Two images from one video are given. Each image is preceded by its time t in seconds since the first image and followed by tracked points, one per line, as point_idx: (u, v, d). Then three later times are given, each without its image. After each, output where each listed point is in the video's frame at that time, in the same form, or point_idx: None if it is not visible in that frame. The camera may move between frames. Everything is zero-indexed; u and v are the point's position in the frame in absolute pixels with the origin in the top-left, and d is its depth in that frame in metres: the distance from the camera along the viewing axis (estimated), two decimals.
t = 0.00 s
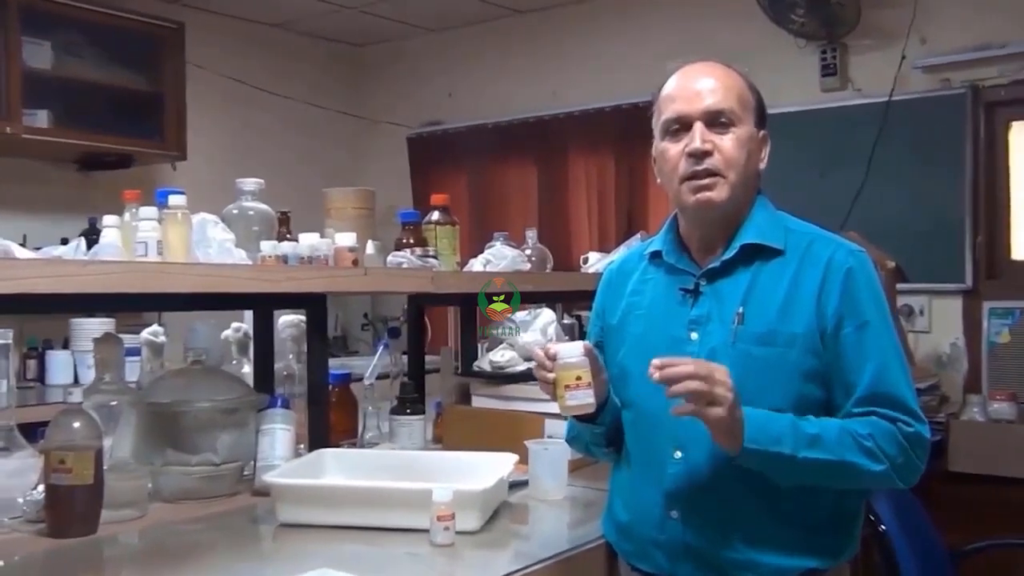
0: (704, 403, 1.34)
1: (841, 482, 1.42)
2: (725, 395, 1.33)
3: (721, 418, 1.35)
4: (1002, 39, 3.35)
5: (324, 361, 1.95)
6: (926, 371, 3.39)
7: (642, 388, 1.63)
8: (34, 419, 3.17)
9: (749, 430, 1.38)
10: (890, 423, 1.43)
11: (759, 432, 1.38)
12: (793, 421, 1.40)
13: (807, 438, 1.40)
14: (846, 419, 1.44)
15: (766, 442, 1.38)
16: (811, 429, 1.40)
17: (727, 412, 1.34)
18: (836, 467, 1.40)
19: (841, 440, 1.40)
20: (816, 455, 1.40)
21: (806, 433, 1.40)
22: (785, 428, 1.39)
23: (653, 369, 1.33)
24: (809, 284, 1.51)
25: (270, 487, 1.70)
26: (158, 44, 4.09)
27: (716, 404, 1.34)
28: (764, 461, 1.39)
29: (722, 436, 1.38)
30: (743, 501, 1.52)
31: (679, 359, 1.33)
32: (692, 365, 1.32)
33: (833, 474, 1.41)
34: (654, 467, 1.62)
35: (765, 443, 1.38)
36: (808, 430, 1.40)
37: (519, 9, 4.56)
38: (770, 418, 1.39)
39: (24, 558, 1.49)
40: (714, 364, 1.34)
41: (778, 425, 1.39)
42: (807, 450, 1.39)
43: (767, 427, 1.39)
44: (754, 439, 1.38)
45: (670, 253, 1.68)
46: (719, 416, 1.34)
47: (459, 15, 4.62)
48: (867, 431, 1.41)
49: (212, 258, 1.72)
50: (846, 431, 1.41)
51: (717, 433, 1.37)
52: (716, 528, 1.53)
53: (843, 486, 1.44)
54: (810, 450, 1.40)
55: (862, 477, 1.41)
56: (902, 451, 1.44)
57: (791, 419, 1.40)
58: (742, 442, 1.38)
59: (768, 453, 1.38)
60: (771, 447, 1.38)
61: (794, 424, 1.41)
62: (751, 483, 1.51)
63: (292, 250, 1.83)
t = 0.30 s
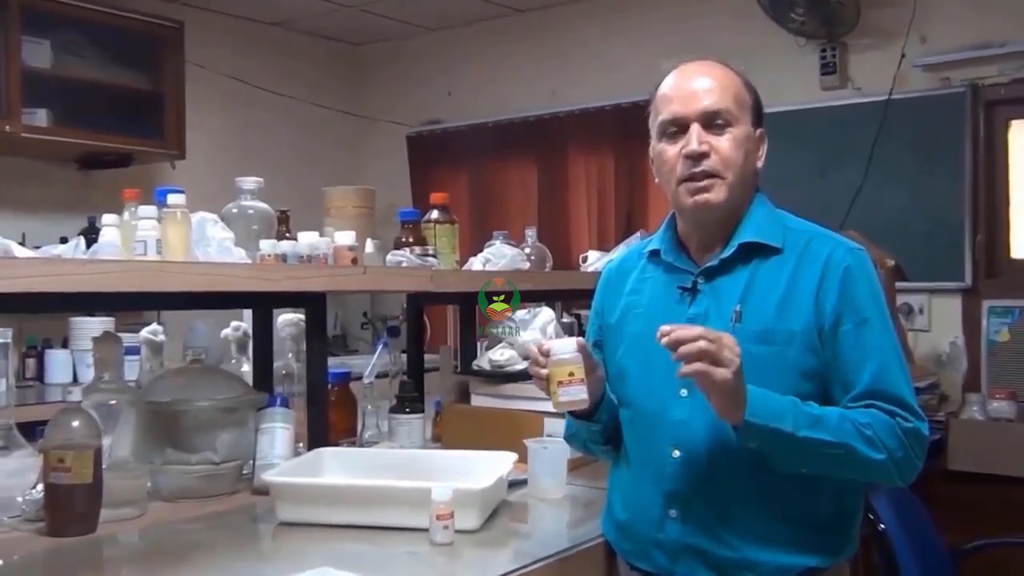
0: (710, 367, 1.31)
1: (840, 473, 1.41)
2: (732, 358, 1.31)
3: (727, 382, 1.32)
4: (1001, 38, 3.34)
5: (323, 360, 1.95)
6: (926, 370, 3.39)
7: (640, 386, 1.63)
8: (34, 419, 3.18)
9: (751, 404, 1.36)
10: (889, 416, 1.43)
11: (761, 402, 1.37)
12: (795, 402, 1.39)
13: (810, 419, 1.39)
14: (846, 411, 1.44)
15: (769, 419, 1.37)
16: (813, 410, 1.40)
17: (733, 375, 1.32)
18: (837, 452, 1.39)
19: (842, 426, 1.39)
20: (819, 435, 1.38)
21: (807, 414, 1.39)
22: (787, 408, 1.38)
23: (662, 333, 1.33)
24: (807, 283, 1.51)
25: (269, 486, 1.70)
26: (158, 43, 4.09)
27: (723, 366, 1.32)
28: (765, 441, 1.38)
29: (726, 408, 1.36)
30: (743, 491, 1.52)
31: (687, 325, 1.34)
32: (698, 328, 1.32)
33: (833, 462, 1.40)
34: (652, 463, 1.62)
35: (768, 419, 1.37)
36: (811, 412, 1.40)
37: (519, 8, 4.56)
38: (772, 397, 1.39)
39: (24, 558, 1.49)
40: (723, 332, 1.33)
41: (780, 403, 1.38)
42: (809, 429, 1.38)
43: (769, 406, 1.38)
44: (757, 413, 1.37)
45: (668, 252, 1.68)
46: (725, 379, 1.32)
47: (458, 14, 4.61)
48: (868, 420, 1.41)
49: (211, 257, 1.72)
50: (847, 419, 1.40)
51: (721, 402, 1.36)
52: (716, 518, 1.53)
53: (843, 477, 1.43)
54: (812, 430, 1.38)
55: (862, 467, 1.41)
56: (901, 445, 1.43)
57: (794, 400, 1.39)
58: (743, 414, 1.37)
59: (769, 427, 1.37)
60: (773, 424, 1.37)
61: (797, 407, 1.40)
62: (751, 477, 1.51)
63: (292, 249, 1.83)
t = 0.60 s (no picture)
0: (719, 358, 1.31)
1: (843, 470, 1.41)
2: (741, 347, 1.31)
3: (736, 372, 1.31)
4: (1001, 37, 3.35)
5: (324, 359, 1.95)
6: (926, 368, 3.39)
7: (641, 385, 1.63)
8: (34, 417, 3.18)
9: (756, 399, 1.37)
10: (891, 415, 1.43)
11: (767, 399, 1.38)
12: (800, 398, 1.39)
13: (814, 414, 1.39)
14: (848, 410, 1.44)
15: (773, 411, 1.37)
16: (818, 406, 1.40)
17: (742, 365, 1.31)
18: (841, 449, 1.39)
19: (846, 422, 1.39)
20: (823, 431, 1.38)
21: (812, 410, 1.39)
22: (792, 404, 1.38)
23: (669, 327, 1.33)
24: (807, 282, 1.51)
25: (269, 485, 1.70)
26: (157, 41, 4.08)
27: (732, 356, 1.31)
28: (769, 438, 1.38)
29: (732, 402, 1.37)
30: (745, 487, 1.52)
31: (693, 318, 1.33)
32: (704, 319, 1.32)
33: (837, 459, 1.40)
34: (653, 462, 1.62)
35: (773, 414, 1.37)
36: (815, 406, 1.40)
37: (519, 7, 4.56)
38: (777, 393, 1.39)
39: (24, 557, 1.49)
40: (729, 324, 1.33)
41: (783, 400, 1.38)
42: (814, 424, 1.38)
43: (774, 401, 1.38)
44: (763, 407, 1.37)
45: (668, 251, 1.68)
46: (734, 368, 1.31)
47: (458, 13, 4.61)
48: (871, 418, 1.41)
49: (211, 256, 1.72)
50: (850, 416, 1.41)
51: (728, 395, 1.36)
52: (717, 515, 1.53)
53: (847, 475, 1.43)
54: (817, 425, 1.38)
55: (865, 464, 1.41)
56: (904, 444, 1.43)
57: (799, 396, 1.39)
58: (750, 407, 1.37)
59: (774, 422, 1.37)
60: (777, 419, 1.37)
61: (801, 403, 1.40)
62: (753, 474, 1.51)
63: (292, 248, 1.83)
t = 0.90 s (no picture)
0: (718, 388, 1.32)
1: (848, 470, 1.42)
2: (739, 376, 1.32)
3: (737, 400, 1.32)
4: (1004, 27, 3.34)
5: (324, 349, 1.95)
6: (928, 359, 3.39)
7: (643, 377, 1.63)
8: (33, 408, 3.18)
9: (760, 419, 1.37)
10: (896, 411, 1.44)
11: (770, 416, 1.38)
12: (800, 409, 1.40)
13: (816, 425, 1.40)
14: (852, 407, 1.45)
15: (777, 429, 1.37)
16: (820, 416, 1.41)
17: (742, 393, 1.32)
18: (845, 455, 1.40)
19: (851, 429, 1.40)
20: (827, 442, 1.39)
21: (814, 421, 1.40)
22: (795, 416, 1.39)
23: (664, 360, 1.33)
24: (810, 273, 1.52)
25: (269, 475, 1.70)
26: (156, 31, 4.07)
27: (731, 386, 1.32)
28: (774, 451, 1.39)
29: (736, 423, 1.37)
30: (744, 494, 1.52)
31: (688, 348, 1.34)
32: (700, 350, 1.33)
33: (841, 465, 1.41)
34: (654, 454, 1.62)
35: (778, 431, 1.37)
36: (816, 417, 1.41)
37: None
38: (780, 407, 1.39)
39: (26, 547, 1.49)
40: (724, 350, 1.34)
41: (785, 411, 1.39)
42: (817, 436, 1.39)
43: (777, 415, 1.39)
44: (767, 427, 1.37)
45: (670, 241, 1.68)
46: (735, 397, 1.32)
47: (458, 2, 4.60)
48: (874, 419, 1.42)
49: (211, 246, 1.71)
50: (854, 419, 1.42)
51: (731, 418, 1.36)
52: (716, 518, 1.54)
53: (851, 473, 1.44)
54: (820, 437, 1.40)
55: (870, 465, 1.41)
56: (908, 439, 1.44)
57: (801, 407, 1.40)
58: (755, 427, 1.37)
59: (777, 439, 1.38)
60: (783, 434, 1.38)
61: (803, 414, 1.40)
62: (753, 475, 1.51)
63: (292, 238, 1.83)
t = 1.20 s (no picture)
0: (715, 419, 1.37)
1: (857, 471, 1.42)
2: (735, 407, 1.37)
3: (735, 429, 1.38)
4: (1015, 10, 3.29)
5: (319, 338, 1.90)
6: (937, 351, 3.34)
7: (647, 369, 1.59)
8: (20, 401, 3.14)
9: (765, 437, 1.39)
10: (906, 408, 1.43)
11: (775, 433, 1.39)
12: (806, 418, 1.42)
13: (824, 435, 1.41)
14: (861, 407, 1.44)
15: (783, 445, 1.39)
16: (827, 426, 1.41)
17: (740, 422, 1.37)
18: (853, 463, 1.41)
19: (857, 431, 1.41)
20: (833, 452, 1.41)
21: (822, 430, 1.41)
22: (800, 427, 1.40)
23: (660, 394, 1.37)
24: (820, 262, 1.48)
25: (263, 469, 1.65)
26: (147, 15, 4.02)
27: (728, 417, 1.37)
28: (781, 461, 1.40)
29: (737, 446, 1.41)
30: (751, 493, 1.49)
31: (684, 379, 1.38)
32: (696, 382, 1.37)
33: (850, 470, 1.42)
34: (660, 448, 1.58)
35: (783, 447, 1.39)
36: (825, 427, 1.41)
37: None
38: (786, 419, 1.41)
39: (10, 541, 1.45)
40: (720, 379, 1.38)
41: (792, 424, 1.41)
42: (824, 447, 1.41)
43: (783, 428, 1.40)
44: (773, 445, 1.39)
45: (674, 230, 1.63)
46: (732, 428, 1.37)
47: None
48: (883, 422, 1.42)
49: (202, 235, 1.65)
50: (862, 423, 1.42)
51: (732, 442, 1.40)
52: (724, 516, 1.50)
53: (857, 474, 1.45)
54: (827, 448, 1.41)
55: (878, 466, 1.42)
56: (920, 436, 1.44)
57: (808, 416, 1.41)
58: (759, 446, 1.39)
59: (784, 455, 1.40)
60: (788, 449, 1.40)
61: (809, 421, 1.42)
62: (761, 472, 1.48)
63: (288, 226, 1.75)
